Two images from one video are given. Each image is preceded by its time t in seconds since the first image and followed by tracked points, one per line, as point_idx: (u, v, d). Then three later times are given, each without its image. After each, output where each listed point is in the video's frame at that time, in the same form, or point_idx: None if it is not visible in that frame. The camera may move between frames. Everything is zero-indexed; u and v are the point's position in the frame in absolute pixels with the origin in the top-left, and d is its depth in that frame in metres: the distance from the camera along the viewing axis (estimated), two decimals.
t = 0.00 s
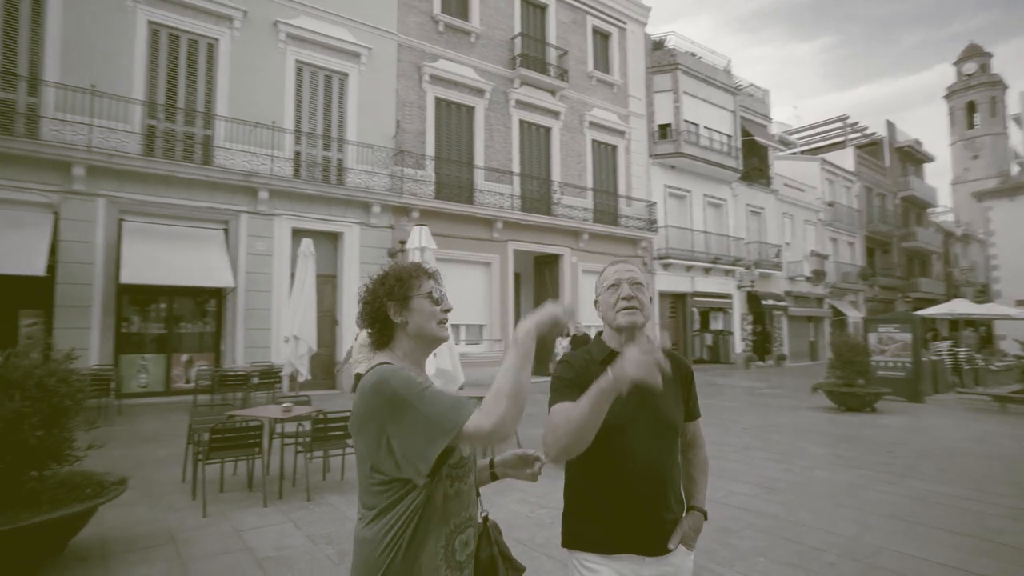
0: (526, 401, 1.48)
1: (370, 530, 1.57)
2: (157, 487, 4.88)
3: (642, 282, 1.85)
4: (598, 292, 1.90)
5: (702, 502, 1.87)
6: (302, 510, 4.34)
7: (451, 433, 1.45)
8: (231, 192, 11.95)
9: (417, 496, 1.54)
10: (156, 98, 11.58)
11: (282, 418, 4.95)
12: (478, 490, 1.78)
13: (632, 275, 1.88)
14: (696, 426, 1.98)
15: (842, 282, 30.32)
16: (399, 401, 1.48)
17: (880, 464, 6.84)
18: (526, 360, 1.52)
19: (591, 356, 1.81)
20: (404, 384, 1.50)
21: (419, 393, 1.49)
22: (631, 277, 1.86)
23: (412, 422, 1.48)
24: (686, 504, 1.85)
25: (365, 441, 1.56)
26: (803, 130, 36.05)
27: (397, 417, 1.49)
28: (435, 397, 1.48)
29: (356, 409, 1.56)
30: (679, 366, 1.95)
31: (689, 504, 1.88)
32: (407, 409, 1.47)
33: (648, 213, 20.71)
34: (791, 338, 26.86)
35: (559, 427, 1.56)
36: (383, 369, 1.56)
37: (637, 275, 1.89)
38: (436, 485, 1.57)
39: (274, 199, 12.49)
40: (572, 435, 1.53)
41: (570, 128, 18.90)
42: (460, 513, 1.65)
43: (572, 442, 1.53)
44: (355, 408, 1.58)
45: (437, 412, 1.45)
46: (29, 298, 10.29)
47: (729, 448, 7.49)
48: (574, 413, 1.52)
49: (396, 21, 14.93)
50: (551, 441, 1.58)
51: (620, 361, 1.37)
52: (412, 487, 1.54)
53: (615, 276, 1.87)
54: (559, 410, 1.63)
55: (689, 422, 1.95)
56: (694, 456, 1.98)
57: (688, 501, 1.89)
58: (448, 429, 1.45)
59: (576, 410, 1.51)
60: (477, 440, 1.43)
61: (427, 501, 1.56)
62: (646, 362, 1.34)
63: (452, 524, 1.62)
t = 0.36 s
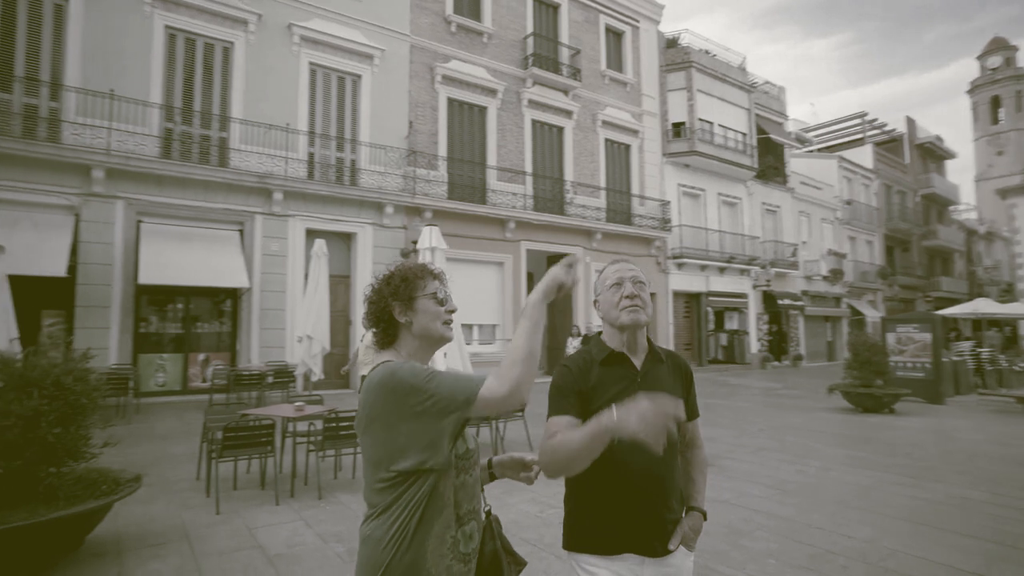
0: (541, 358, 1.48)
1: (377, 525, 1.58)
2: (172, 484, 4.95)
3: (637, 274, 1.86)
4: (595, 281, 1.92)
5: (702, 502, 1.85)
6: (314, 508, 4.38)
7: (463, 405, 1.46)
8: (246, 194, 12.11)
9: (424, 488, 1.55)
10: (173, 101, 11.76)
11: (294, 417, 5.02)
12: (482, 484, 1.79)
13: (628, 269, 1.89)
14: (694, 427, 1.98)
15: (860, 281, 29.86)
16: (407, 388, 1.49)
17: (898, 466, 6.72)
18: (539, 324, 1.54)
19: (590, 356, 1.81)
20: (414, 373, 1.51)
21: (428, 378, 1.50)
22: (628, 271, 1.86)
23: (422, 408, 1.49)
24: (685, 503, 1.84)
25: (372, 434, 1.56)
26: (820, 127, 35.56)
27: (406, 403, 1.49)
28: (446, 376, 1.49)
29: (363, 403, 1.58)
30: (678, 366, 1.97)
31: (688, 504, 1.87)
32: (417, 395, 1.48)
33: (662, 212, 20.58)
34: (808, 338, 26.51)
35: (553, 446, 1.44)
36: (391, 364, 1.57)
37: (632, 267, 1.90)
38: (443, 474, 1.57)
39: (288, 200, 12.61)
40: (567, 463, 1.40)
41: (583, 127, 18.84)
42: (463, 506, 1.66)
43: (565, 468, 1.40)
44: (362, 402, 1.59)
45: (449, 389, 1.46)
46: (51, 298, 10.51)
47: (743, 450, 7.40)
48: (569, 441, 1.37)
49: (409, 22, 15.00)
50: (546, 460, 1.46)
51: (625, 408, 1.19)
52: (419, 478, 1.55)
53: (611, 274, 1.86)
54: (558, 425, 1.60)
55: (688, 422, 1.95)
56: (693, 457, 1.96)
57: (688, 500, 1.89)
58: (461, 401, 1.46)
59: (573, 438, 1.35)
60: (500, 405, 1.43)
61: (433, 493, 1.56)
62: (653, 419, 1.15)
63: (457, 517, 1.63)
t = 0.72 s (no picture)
0: (552, 341, 1.51)
1: (383, 522, 1.58)
2: (186, 482, 5.04)
3: (639, 271, 1.87)
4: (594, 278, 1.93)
5: (701, 503, 1.86)
6: (325, 506, 4.41)
7: (471, 391, 1.51)
8: (261, 195, 12.25)
9: (430, 480, 1.56)
10: (189, 104, 11.92)
11: (306, 416, 5.07)
12: (486, 480, 1.78)
13: (630, 269, 1.89)
14: (693, 427, 1.98)
15: (879, 280, 29.40)
16: (417, 379, 1.53)
17: (916, 468, 6.60)
18: (555, 313, 1.57)
19: (589, 356, 1.81)
20: (423, 365, 1.55)
21: (437, 369, 1.54)
22: (629, 269, 1.87)
23: (431, 399, 1.52)
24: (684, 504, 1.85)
25: (380, 430, 1.57)
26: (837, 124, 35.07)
27: (415, 396, 1.53)
28: (456, 365, 1.53)
29: (370, 399, 1.60)
30: (676, 366, 1.97)
31: (688, 505, 1.88)
32: (427, 386, 1.52)
33: (676, 211, 20.43)
34: (825, 338, 26.18)
35: (555, 455, 1.56)
36: (399, 360, 1.60)
37: (633, 266, 1.90)
38: (448, 466, 1.58)
39: (302, 201, 12.72)
40: (568, 479, 1.51)
41: (596, 127, 18.78)
42: (468, 501, 1.65)
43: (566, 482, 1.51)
44: (369, 398, 1.61)
45: (459, 378, 1.50)
46: (71, 299, 10.71)
47: (756, 451, 7.33)
48: (575, 460, 1.50)
49: (421, 23, 15.06)
50: (548, 462, 1.57)
51: (635, 459, 1.42)
52: (428, 470, 1.56)
53: (611, 272, 1.87)
54: (557, 433, 1.64)
55: (686, 422, 1.95)
56: (692, 457, 1.96)
57: (688, 501, 1.89)
58: (470, 386, 1.50)
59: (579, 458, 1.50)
60: (505, 379, 1.48)
61: (438, 486, 1.57)
62: (656, 485, 1.40)
63: (462, 511, 1.62)
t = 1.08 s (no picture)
0: (561, 340, 1.55)
1: (389, 519, 1.57)
2: (200, 479, 5.11)
3: (640, 270, 1.86)
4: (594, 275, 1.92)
5: (698, 502, 1.88)
6: (336, 505, 4.46)
7: (479, 387, 1.51)
8: (275, 196, 12.37)
9: (436, 476, 1.55)
10: (205, 107, 12.06)
11: (317, 415, 5.11)
12: (490, 480, 1.76)
13: (631, 267, 1.88)
14: (690, 426, 1.99)
15: (897, 279, 28.92)
16: (425, 375, 1.52)
17: (934, 471, 6.49)
18: (566, 313, 1.61)
19: (587, 355, 1.80)
20: (431, 362, 1.55)
21: (446, 366, 1.54)
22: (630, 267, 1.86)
23: (439, 395, 1.52)
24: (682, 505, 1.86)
25: (387, 427, 1.57)
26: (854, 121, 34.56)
27: (423, 392, 1.53)
28: (464, 360, 1.53)
29: (378, 395, 1.60)
30: (673, 364, 1.98)
31: (686, 505, 1.89)
32: (435, 381, 1.51)
33: (690, 210, 20.29)
34: (842, 338, 25.83)
35: (559, 468, 1.59)
36: (407, 357, 1.59)
37: (633, 264, 1.89)
38: (454, 462, 1.57)
39: (316, 202, 12.84)
40: (565, 488, 1.56)
41: (609, 126, 18.70)
42: (473, 498, 1.64)
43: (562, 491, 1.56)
44: (377, 396, 1.61)
45: (467, 371, 1.50)
46: (91, 299, 10.92)
47: (770, 452, 7.25)
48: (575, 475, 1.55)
49: (433, 24, 15.12)
50: (550, 462, 1.62)
51: (632, 513, 1.34)
52: (433, 467, 1.56)
53: (613, 268, 1.85)
54: (558, 436, 1.65)
55: (684, 421, 1.96)
56: (690, 456, 1.96)
57: (685, 501, 1.91)
58: (478, 383, 1.50)
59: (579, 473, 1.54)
60: (513, 372, 1.49)
61: (444, 482, 1.56)
62: (648, 545, 1.29)
63: (466, 508, 1.61)
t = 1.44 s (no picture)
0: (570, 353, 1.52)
1: (396, 519, 1.52)
2: (221, 477, 5.22)
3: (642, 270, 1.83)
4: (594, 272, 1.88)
5: (695, 503, 1.87)
6: (352, 504, 4.50)
7: (493, 397, 1.45)
8: (295, 198, 12.54)
9: (445, 481, 1.49)
10: (227, 111, 12.27)
11: (334, 415, 5.16)
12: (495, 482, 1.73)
13: (633, 267, 1.84)
14: (686, 427, 1.98)
15: (926, 278, 28.20)
16: (438, 380, 1.46)
17: (962, 475, 6.31)
18: (570, 322, 1.58)
19: (584, 356, 1.78)
20: (443, 366, 1.49)
21: (459, 373, 1.47)
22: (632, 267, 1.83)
23: (451, 402, 1.45)
24: (679, 506, 1.86)
25: (396, 429, 1.51)
26: (880, 117, 33.78)
27: (436, 397, 1.46)
28: (478, 369, 1.46)
29: (386, 396, 1.53)
30: (670, 365, 1.97)
31: (682, 507, 1.88)
32: (447, 389, 1.45)
33: (710, 208, 20.04)
34: (868, 338, 25.27)
35: (556, 480, 1.62)
36: (418, 359, 1.53)
37: (635, 262, 1.86)
38: (463, 466, 1.52)
39: (335, 203, 12.99)
40: (559, 499, 1.61)
41: (627, 124, 18.57)
42: (480, 500, 1.59)
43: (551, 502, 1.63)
44: (385, 396, 1.54)
45: (482, 382, 1.45)
46: (118, 300, 11.19)
47: (791, 454, 7.13)
48: (565, 494, 1.62)
49: (451, 25, 15.18)
50: (546, 467, 1.64)
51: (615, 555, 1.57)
52: (442, 471, 1.50)
53: (615, 267, 1.81)
54: (558, 441, 1.64)
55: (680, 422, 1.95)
56: (686, 457, 1.96)
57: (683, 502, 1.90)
58: (493, 396, 1.45)
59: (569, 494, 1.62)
60: (527, 389, 1.45)
61: (453, 487, 1.51)
62: None
63: (475, 510, 1.57)
